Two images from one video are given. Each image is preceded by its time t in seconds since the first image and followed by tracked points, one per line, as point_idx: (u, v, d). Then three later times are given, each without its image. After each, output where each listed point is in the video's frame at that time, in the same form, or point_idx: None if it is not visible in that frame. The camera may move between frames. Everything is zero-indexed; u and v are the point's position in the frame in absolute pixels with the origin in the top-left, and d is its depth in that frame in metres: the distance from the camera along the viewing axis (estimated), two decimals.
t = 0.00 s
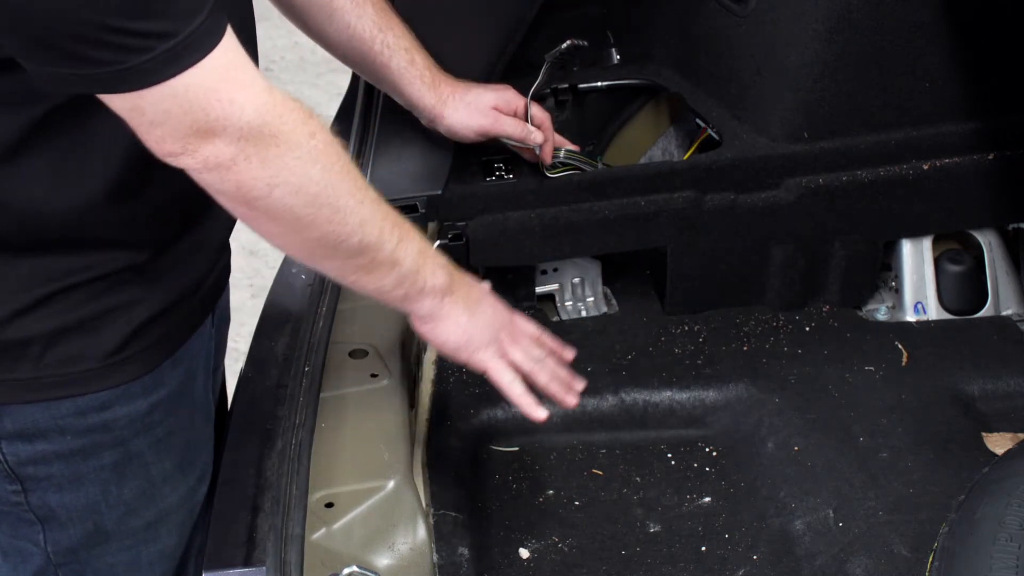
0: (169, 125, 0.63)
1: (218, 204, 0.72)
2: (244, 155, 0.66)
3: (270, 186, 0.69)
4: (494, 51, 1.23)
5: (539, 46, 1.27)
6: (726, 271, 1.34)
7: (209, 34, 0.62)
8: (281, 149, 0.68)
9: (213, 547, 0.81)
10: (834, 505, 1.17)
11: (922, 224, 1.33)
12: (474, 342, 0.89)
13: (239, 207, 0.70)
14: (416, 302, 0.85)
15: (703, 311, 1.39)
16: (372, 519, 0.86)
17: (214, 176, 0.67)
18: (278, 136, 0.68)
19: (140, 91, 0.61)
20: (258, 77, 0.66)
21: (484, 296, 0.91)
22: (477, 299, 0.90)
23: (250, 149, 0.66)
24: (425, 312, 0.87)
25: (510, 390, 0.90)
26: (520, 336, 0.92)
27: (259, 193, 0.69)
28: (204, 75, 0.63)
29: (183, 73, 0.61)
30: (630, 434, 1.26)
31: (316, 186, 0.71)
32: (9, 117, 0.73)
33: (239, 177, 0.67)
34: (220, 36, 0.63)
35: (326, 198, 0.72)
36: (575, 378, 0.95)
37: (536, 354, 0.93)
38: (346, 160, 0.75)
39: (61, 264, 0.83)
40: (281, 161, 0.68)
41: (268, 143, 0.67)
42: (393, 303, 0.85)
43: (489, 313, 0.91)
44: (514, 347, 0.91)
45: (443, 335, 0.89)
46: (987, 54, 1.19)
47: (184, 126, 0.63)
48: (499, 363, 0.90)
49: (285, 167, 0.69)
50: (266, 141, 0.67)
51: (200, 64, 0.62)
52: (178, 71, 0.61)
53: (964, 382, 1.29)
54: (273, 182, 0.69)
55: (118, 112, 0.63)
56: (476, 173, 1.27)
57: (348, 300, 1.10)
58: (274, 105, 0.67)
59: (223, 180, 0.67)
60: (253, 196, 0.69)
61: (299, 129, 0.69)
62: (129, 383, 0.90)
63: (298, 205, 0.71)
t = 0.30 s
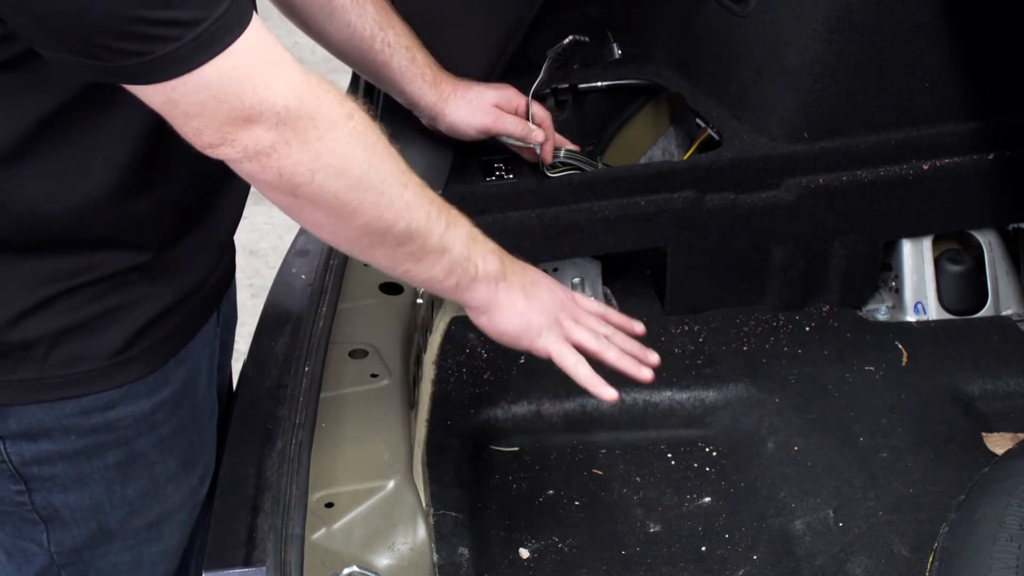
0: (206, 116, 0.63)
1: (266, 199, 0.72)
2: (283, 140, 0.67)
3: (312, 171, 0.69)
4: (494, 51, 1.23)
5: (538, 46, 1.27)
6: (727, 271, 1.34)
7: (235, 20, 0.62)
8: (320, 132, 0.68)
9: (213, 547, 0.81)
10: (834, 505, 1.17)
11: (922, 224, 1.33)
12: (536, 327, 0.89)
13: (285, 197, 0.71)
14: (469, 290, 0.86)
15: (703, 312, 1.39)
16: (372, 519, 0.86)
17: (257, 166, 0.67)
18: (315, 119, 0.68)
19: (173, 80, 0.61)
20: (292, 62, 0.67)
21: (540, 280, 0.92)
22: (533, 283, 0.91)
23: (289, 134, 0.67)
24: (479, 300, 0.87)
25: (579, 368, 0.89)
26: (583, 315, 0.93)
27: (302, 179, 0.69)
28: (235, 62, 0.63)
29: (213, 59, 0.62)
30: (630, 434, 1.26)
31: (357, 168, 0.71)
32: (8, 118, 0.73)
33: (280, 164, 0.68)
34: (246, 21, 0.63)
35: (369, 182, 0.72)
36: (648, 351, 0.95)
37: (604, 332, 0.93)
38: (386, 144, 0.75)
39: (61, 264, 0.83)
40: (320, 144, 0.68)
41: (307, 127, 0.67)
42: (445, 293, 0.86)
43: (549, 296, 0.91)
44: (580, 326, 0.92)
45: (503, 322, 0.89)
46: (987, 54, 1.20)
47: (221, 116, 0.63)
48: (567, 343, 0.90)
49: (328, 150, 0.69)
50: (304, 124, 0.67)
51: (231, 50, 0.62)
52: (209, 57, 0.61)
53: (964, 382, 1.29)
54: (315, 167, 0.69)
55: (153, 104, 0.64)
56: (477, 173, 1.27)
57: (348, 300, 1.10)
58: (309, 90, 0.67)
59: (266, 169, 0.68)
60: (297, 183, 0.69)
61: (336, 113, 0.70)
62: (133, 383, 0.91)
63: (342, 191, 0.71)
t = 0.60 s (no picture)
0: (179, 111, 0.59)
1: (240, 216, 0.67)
2: (261, 140, 0.62)
3: (289, 179, 0.64)
4: (495, 51, 1.23)
5: (539, 46, 1.27)
6: (727, 271, 1.34)
7: (211, 9, 0.57)
8: (302, 137, 0.64)
9: (213, 547, 0.81)
10: (834, 505, 1.17)
11: (923, 224, 1.33)
12: (528, 420, 0.81)
13: (257, 211, 0.65)
14: (458, 361, 0.79)
15: (703, 311, 1.39)
16: (372, 519, 0.86)
17: (231, 167, 0.63)
18: (297, 124, 0.64)
19: (144, 70, 0.57)
20: (281, 60, 0.63)
21: (545, 376, 0.85)
22: (534, 376, 0.84)
23: (269, 135, 0.62)
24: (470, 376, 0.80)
25: (567, 476, 0.80)
26: (588, 422, 0.84)
27: (277, 187, 0.64)
28: (213, 51, 0.58)
29: (185, 46, 0.57)
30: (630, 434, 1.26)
31: (338, 185, 0.66)
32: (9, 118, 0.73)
33: (257, 167, 0.63)
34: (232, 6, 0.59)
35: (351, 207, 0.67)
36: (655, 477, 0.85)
37: (607, 445, 0.84)
38: (377, 174, 0.71)
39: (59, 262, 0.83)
40: (301, 150, 0.64)
41: (287, 129, 0.63)
42: (431, 359, 0.78)
43: (548, 394, 0.83)
44: (579, 432, 0.83)
45: (493, 406, 0.81)
46: (986, 54, 1.20)
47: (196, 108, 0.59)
48: (560, 447, 0.82)
49: (307, 161, 0.64)
50: (285, 126, 0.63)
51: (212, 38, 0.58)
52: (183, 43, 0.56)
53: (964, 382, 1.29)
54: (293, 173, 0.64)
55: (125, 97, 0.59)
56: (477, 174, 1.27)
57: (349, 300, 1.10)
58: (297, 94, 0.63)
59: (241, 171, 0.63)
60: (272, 192, 0.64)
61: (323, 124, 0.66)
62: (128, 383, 0.91)
63: (319, 207, 0.66)
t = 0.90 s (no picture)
0: (153, 91, 0.62)
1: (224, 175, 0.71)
2: (235, 112, 0.65)
3: (269, 144, 0.67)
4: (495, 51, 1.24)
5: (538, 46, 1.28)
6: (727, 271, 1.34)
7: None
8: (272, 102, 0.67)
9: (213, 548, 0.81)
10: (834, 505, 1.17)
11: (923, 224, 1.33)
12: (526, 294, 0.89)
13: (245, 174, 0.69)
14: (454, 261, 0.86)
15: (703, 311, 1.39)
16: (372, 519, 0.86)
17: (210, 141, 0.66)
18: (266, 90, 0.66)
19: (109, 49, 0.59)
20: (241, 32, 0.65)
21: (529, 248, 0.92)
22: (519, 251, 0.91)
23: (240, 105, 0.65)
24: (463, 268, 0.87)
25: (570, 338, 0.88)
26: (575, 276, 0.92)
27: (258, 153, 0.68)
28: (170, 33, 0.60)
29: (146, 21, 0.59)
30: (631, 434, 1.26)
31: (313, 135, 0.70)
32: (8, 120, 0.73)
33: (235, 138, 0.66)
34: None
35: (329, 152, 0.71)
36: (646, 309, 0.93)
37: (598, 292, 0.92)
38: (346, 114, 0.74)
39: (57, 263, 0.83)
40: (273, 113, 0.67)
41: (257, 96, 0.66)
42: (429, 263, 0.85)
43: (539, 265, 0.91)
44: (571, 289, 0.91)
45: (490, 291, 0.89)
46: (986, 54, 1.19)
47: (167, 87, 0.62)
48: (557, 309, 0.90)
49: (280, 121, 0.67)
50: (253, 94, 0.65)
51: (172, 18, 0.60)
52: (141, 20, 0.58)
53: (965, 382, 1.29)
54: (269, 138, 0.67)
55: (96, 80, 0.62)
56: (477, 174, 1.27)
57: (348, 299, 1.10)
58: (258, 60, 0.65)
59: (220, 144, 0.66)
60: (252, 156, 0.68)
61: (289, 82, 0.68)
62: (120, 391, 0.90)
63: (302, 164, 0.70)
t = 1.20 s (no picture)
0: (126, 78, 0.55)
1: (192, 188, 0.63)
2: (210, 110, 0.58)
3: (239, 152, 0.60)
4: (495, 51, 1.24)
5: (539, 46, 1.29)
6: (727, 271, 1.34)
7: None
8: (253, 110, 0.60)
9: (213, 548, 0.81)
10: (834, 505, 1.17)
11: (923, 224, 1.33)
12: (501, 414, 0.74)
13: (212, 185, 0.61)
14: (429, 348, 0.73)
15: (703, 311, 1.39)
16: (373, 519, 0.86)
17: (183, 138, 0.59)
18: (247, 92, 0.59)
19: (84, 38, 0.53)
20: (233, 28, 0.60)
21: (528, 364, 0.77)
22: (514, 367, 0.76)
23: (218, 103, 0.58)
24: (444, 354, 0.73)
25: (537, 475, 0.72)
26: (572, 415, 0.76)
27: (226, 160, 0.60)
28: (155, 13, 0.54)
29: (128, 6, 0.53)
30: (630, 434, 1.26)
31: (293, 155, 0.62)
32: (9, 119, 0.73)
33: (207, 138, 0.59)
34: None
35: (308, 180, 0.62)
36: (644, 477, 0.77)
37: (592, 443, 0.76)
38: (342, 147, 0.67)
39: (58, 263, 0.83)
40: (254, 119, 0.60)
41: (237, 100, 0.59)
42: (400, 345, 0.72)
43: (531, 385, 0.75)
44: (559, 425, 0.75)
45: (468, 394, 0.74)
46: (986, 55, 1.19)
47: (141, 73, 0.55)
48: (535, 442, 0.74)
49: (258, 133, 0.60)
50: (234, 93, 0.59)
51: None
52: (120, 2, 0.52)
53: (964, 382, 1.29)
54: (243, 144, 0.60)
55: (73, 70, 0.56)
56: (477, 173, 1.27)
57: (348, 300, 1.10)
58: (246, 61, 0.59)
59: (190, 144, 0.59)
60: (221, 166, 0.60)
61: (277, 90, 0.62)
62: (123, 390, 0.90)
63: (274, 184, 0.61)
